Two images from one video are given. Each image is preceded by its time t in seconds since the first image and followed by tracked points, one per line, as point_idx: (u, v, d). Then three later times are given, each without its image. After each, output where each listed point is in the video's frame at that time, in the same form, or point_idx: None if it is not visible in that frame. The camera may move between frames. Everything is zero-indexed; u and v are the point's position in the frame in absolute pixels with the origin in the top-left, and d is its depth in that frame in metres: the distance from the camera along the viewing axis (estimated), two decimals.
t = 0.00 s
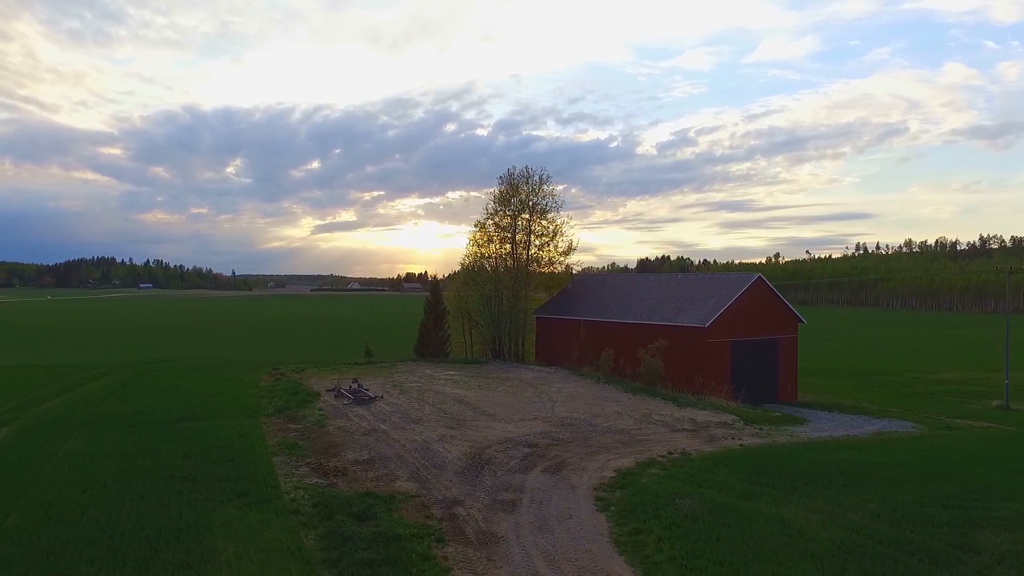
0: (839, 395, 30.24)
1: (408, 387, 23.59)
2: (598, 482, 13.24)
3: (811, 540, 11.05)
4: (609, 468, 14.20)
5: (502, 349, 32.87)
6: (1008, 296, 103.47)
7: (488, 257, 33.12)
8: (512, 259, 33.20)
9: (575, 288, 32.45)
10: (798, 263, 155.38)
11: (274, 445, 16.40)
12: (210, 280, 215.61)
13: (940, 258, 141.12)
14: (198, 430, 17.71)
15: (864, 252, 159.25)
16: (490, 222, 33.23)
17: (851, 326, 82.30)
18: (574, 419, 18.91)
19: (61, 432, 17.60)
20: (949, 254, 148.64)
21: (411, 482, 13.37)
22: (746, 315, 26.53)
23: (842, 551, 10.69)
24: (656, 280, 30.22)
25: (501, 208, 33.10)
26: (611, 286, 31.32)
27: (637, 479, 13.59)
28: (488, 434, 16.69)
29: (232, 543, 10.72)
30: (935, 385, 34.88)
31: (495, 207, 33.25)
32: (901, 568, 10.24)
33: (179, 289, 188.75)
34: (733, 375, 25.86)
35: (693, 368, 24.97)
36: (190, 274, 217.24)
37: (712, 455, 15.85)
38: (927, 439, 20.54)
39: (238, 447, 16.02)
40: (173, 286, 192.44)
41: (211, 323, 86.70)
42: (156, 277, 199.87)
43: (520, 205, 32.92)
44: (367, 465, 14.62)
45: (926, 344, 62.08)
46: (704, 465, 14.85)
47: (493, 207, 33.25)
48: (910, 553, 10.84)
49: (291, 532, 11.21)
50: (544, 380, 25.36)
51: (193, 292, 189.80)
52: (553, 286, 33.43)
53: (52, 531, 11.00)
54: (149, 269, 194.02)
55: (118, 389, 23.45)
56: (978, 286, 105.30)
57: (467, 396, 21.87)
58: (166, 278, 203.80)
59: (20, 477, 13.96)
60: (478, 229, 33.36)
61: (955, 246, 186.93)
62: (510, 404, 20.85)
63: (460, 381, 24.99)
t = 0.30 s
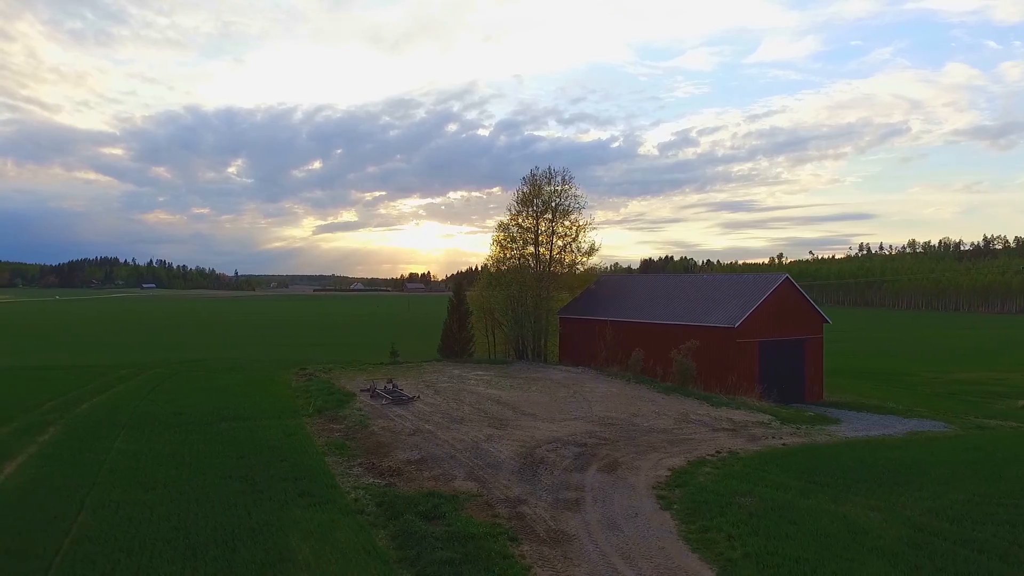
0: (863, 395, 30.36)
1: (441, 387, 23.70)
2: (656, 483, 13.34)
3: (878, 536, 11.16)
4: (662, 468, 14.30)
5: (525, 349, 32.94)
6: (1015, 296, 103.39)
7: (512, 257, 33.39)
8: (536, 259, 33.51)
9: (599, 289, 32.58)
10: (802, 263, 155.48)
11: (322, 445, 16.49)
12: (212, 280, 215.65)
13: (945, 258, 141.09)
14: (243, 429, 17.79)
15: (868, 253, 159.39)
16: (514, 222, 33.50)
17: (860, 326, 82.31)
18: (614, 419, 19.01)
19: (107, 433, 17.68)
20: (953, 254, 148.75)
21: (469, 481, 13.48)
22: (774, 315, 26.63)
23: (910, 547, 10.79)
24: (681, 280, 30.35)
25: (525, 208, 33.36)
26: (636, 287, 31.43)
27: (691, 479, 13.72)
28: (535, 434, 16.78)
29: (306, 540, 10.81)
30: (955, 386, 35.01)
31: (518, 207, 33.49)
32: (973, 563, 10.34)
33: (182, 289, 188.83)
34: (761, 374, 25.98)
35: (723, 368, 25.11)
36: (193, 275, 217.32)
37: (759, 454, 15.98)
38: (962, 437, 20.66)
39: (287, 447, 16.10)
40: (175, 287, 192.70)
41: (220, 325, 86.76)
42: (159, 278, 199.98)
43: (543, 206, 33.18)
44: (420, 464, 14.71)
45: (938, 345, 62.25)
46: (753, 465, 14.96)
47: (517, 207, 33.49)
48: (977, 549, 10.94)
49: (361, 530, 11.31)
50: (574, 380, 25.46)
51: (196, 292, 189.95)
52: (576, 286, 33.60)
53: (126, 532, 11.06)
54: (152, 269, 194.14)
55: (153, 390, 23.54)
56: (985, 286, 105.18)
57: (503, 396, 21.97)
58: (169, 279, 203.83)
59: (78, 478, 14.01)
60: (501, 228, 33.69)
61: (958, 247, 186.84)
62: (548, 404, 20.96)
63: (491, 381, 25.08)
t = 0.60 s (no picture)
0: (888, 395, 30.51)
1: (475, 387, 23.82)
2: (714, 482, 13.49)
3: (945, 533, 11.29)
4: (717, 468, 14.44)
5: (550, 349, 33.02)
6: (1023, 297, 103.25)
7: (535, 257, 33.44)
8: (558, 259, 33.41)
9: (624, 290, 32.69)
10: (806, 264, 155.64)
11: (371, 445, 16.60)
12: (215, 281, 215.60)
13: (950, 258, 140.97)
14: (289, 429, 17.92)
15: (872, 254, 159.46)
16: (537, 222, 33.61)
17: (870, 327, 82.34)
18: (655, 419, 19.15)
19: (154, 432, 17.80)
20: (957, 254, 148.79)
21: (529, 480, 13.62)
22: (803, 315, 26.79)
23: (980, 544, 10.93)
24: (706, 281, 30.50)
25: (548, 208, 33.51)
26: (660, 287, 31.60)
27: (748, 478, 13.87)
28: (582, 434, 16.92)
29: (383, 538, 10.96)
30: (977, 386, 35.15)
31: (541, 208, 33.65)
32: None
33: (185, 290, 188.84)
34: (791, 374, 26.13)
35: (754, 368, 25.29)
36: (196, 275, 217.46)
37: (807, 453, 16.12)
38: (998, 437, 20.81)
39: (338, 446, 16.21)
40: (178, 287, 192.69)
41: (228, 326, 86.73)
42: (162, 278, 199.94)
43: (565, 205, 33.32)
44: (475, 464, 14.85)
45: (950, 345, 62.43)
46: (805, 464, 15.10)
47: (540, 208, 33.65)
48: None
49: (433, 529, 11.46)
50: (605, 380, 25.61)
51: (199, 292, 189.98)
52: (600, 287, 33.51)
53: (202, 530, 11.15)
54: (155, 270, 194.16)
55: (188, 390, 23.66)
56: (992, 287, 105.03)
57: (539, 396, 22.09)
58: (172, 279, 203.79)
59: (139, 477, 14.14)
60: (526, 228, 33.80)
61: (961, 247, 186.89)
62: (585, 404, 21.09)
63: (522, 381, 25.21)
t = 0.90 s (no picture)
0: (913, 396, 30.67)
1: (509, 387, 23.97)
2: (772, 481, 13.64)
3: (1012, 531, 11.43)
4: (771, 468, 14.60)
5: (574, 349, 33.16)
6: None
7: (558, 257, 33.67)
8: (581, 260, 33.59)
9: (649, 291, 32.88)
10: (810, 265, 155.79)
11: (421, 443, 16.76)
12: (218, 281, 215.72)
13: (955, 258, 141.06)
14: (336, 428, 18.06)
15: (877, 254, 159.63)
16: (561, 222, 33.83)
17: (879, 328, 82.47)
18: (696, 419, 19.29)
19: (202, 432, 17.94)
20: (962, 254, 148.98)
21: (588, 479, 13.78)
22: (832, 316, 26.95)
23: None
24: (732, 282, 30.66)
25: (571, 209, 33.68)
26: (687, 288, 31.79)
27: (804, 477, 14.02)
28: (630, 434, 17.06)
29: (459, 537, 11.12)
30: (998, 387, 35.30)
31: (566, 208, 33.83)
32: None
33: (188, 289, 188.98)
34: (821, 374, 26.30)
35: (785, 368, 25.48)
36: (199, 275, 217.71)
37: (855, 452, 16.27)
38: None
39: (389, 445, 16.36)
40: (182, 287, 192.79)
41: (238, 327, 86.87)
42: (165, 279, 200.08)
43: (589, 206, 33.45)
44: (530, 463, 14.99)
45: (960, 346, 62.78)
46: (856, 462, 15.25)
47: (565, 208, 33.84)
48: None
49: (506, 527, 11.61)
50: (636, 381, 25.78)
51: (202, 292, 190.08)
52: (623, 288, 33.63)
53: (280, 527, 11.27)
54: (158, 270, 194.28)
55: (224, 390, 23.81)
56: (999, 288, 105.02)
57: (575, 397, 22.23)
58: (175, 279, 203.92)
59: (199, 475, 14.27)
60: (551, 227, 34.02)
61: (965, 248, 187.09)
62: (623, 404, 21.23)
63: (553, 381, 25.36)
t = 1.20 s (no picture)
0: (938, 396, 30.83)
1: (543, 387, 24.10)
2: (831, 481, 13.78)
3: None
4: (826, 467, 14.72)
5: (599, 350, 33.24)
6: None
7: (581, 260, 33.83)
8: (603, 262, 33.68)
9: (675, 292, 33.04)
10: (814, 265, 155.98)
11: (471, 443, 16.91)
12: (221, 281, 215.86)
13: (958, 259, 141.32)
14: (383, 428, 18.18)
15: (880, 255, 159.86)
16: (584, 225, 33.98)
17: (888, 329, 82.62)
18: (737, 420, 19.42)
19: (250, 432, 18.04)
20: (964, 255, 149.37)
21: (648, 479, 13.92)
22: (860, 316, 27.10)
23: None
24: (757, 282, 30.82)
25: (594, 211, 33.84)
26: (712, 288, 31.93)
27: (861, 476, 14.15)
28: (678, 434, 17.18)
29: (536, 535, 11.25)
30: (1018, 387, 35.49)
31: (588, 210, 34.00)
32: None
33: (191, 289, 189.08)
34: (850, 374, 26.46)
35: (816, 368, 25.63)
36: (202, 275, 217.79)
37: (902, 451, 16.41)
38: None
39: (441, 445, 16.47)
40: (184, 287, 192.99)
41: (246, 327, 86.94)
42: (168, 278, 200.28)
43: (611, 209, 33.60)
44: (585, 464, 15.11)
45: (969, 346, 63.13)
46: (908, 461, 15.39)
47: (587, 210, 34.00)
48: None
49: (579, 526, 11.74)
50: (667, 381, 25.93)
51: (205, 292, 190.21)
52: (645, 290, 33.69)
53: (356, 525, 11.39)
54: (161, 270, 194.37)
55: (262, 390, 23.92)
56: (1005, 289, 105.11)
57: (612, 397, 22.36)
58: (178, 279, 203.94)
59: (261, 474, 14.37)
60: (574, 230, 34.18)
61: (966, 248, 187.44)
62: (661, 404, 21.36)
63: (586, 381, 25.47)
